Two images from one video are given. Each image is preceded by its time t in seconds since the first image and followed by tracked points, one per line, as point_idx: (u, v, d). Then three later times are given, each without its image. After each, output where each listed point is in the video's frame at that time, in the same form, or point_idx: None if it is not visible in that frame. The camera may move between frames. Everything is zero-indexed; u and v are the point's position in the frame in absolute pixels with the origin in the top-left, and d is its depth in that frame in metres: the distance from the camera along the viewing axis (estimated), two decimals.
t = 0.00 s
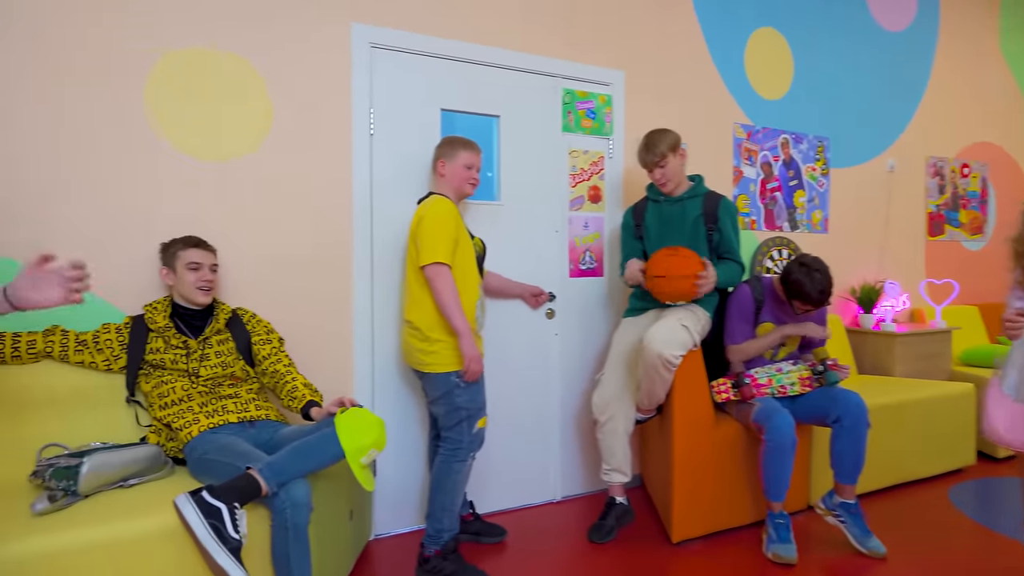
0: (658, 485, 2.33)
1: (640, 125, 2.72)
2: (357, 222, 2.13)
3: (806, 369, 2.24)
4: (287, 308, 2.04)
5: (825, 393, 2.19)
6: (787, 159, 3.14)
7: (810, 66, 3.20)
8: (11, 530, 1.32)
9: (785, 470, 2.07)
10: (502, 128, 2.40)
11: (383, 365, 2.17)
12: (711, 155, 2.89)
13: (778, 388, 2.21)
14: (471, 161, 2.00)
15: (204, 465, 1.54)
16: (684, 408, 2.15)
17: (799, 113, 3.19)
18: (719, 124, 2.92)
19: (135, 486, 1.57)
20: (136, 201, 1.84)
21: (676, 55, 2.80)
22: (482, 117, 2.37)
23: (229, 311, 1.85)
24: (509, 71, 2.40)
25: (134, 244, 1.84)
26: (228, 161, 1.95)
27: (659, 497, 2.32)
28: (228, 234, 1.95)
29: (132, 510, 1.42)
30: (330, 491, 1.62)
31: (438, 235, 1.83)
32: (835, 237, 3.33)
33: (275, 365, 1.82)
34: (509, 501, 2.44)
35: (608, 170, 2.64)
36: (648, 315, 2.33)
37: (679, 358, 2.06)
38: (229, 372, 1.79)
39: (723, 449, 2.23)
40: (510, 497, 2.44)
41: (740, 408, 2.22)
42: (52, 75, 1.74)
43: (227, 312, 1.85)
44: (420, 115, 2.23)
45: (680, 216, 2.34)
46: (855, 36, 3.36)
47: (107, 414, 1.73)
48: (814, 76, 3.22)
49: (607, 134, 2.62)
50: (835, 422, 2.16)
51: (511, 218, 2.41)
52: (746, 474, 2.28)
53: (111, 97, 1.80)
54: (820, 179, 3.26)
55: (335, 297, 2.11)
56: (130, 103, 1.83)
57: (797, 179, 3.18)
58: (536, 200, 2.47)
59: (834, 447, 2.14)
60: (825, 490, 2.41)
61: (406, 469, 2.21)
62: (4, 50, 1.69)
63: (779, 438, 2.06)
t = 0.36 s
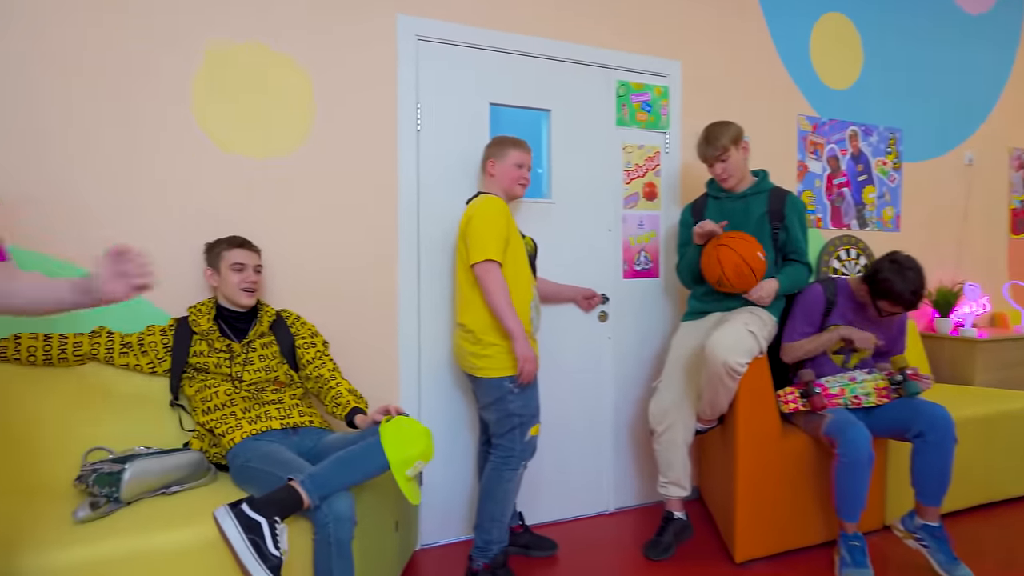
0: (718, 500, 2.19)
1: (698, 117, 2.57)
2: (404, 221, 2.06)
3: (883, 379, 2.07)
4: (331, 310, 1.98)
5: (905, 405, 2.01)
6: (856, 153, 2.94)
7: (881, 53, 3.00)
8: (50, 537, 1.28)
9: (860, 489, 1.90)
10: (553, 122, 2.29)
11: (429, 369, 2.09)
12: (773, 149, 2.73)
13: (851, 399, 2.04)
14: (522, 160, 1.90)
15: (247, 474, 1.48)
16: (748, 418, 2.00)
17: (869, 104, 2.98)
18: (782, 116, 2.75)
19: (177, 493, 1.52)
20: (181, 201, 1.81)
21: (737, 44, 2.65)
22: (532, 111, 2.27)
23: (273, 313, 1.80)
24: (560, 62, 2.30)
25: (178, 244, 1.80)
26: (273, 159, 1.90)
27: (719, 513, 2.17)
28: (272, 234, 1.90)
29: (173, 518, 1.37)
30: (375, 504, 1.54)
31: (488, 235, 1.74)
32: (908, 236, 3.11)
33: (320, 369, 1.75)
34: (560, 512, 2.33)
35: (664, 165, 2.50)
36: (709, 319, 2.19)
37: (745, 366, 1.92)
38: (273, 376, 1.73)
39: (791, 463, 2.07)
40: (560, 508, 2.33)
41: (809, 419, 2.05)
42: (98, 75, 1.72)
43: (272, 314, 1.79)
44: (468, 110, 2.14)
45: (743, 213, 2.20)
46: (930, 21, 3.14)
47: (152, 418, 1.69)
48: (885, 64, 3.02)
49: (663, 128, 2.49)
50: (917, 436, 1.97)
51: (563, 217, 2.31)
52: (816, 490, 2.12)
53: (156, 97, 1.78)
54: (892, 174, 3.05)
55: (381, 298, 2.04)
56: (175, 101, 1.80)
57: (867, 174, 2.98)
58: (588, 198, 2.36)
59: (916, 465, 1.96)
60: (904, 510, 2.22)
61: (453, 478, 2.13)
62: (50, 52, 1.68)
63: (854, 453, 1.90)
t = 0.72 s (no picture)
0: (788, 516, 2.07)
1: (764, 112, 2.45)
2: (460, 222, 2.01)
3: (973, 391, 1.92)
4: (386, 312, 1.94)
5: (999, 419, 1.86)
6: (934, 148, 2.76)
7: (961, 40, 2.81)
8: (110, 540, 1.27)
9: (950, 509, 1.76)
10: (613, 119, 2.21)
11: (485, 374, 2.04)
12: (844, 144, 2.58)
13: (937, 411, 1.91)
14: (590, 156, 1.84)
15: (305, 480, 1.45)
16: (824, 430, 1.88)
17: (948, 95, 2.80)
18: (854, 109, 2.61)
19: (236, 498, 1.50)
20: (239, 202, 1.80)
21: (804, 34, 2.51)
22: (591, 107, 2.19)
23: (329, 316, 1.77)
24: (620, 56, 2.21)
25: (235, 246, 1.79)
26: (329, 159, 1.87)
27: (790, 529, 2.05)
28: (328, 235, 1.87)
29: (232, 524, 1.35)
30: (432, 515, 1.49)
31: (549, 236, 1.67)
32: (990, 235, 2.91)
33: (376, 373, 1.71)
34: (619, 524, 2.24)
35: (729, 162, 2.39)
36: (779, 323, 2.07)
37: (822, 375, 1.80)
38: (329, 381, 1.70)
39: (870, 478, 1.93)
40: (619, 519, 2.24)
41: (891, 432, 1.92)
42: (158, 78, 1.72)
43: (328, 316, 1.76)
44: (525, 107, 2.08)
45: (815, 212, 2.07)
46: (1014, 5, 2.93)
47: (211, 420, 1.67)
48: (966, 52, 2.83)
49: (727, 124, 2.38)
50: (1013, 454, 1.82)
51: (622, 217, 2.22)
52: (897, 508, 1.98)
53: (215, 98, 1.77)
54: (973, 169, 2.86)
55: (437, 300, 1.99)
56: (233, 102, 1.79)
57: (946, 170, 2.80)
58: (648, 196, 2.27)
59: (1012, 485, 1.81)
60: (996, 532, 2.06)
61: (509, 485, 2.06)
62: (111, 56, 1.69)
63: (943, 470, 1.76)
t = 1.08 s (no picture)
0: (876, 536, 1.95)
1: (848, 107, 2.33)
2: (531, 226, 1.98)
3: None
4: (457, 317, 1.93)
5: None
6: None
7: None
8: (196, 540, 1.29)
9: None
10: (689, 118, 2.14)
11: (558, 380, 2.00)
12: (937, 140, 2.43)
13: None
14: (667, 157, 1.78)
15: (383, 487, 1.44)
16: (921, 446, 1.76)
17: None
18: (947, 103, 2.45)
19: (314, 502, 1.51)
20: (314, 207, 1.82)
21: (890, 25, 2.38)
22: (666, 107, 2.13)
23: (403, 321, 1.76)
24: (696, 54, 2.14)
25: (310, 250, 1.81)
26: (400, 163, 1.88)
27: (878, 550, 1.93)
28: (401, 240, 1.88)
29: (313, 528, 1.35)
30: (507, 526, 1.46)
31: (628, 241, 1.62)
32: None
33: (450, 380, 1.70)
34: (693, 537, 2.17)
35: (810, 161, 2.28)
36: (868, 332, 1.95)
37: (920, 389, 1.69)
38: (403, 387, 1.69)
39: (971, 499, 1.80)
40: (694, 533, 2.17)
41: (996, 450, 1.78)
42: (238, 88, 1.76)
43: (401, 322, 1.76)
44: (597, 107, 2.03)
45: (909, 213, 1.96)
46: None
47: (288, 423, 1.69)
48: None
49: (809, 121, 2.27)
50: None
51: (697, 219, 2.15)
52: (1000, 532, 1.84)
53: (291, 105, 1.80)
54: None
55: (508, 304, 1.97)
56: (309, 110, 1.81)
57: None
58: (725, 198, 2.18)
59: None
60: None
61: (581, 494, 2.02)
62: (192, 67, 1.73)
63: None
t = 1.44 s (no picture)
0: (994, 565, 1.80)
1: (958, 101, 2.17)
2: (617, 231, 1.95)
3: None
4: (541, 324, 1.92)
5: None
6: None
7: None
8: (295, 539, 1.34)
9: None
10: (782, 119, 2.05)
11: (643, 387, 1.96)
12: None
13: None
14: (756, 160, 1.70)
15: (471, 494, 1.46)
16: None
17: None
18: None
19: (404, 505, 1.53)
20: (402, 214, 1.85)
21: (1007, 11, 2.21)
22: (757, 107, 2.05)
23: (488, 327, 1.77)
24: (790, 50, 2.05)
25: (398, 257, 1.85)
26: (486, 170, 1.88)
27: None
28: (486, 246, 1.89)
29: (405, 532, 1.37)
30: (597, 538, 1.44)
31: (719, 247, 1.57)
32: None
33: (536, 388, 1.70)
34: (786, 555, 2.07)
35: (915, 160, 2.14)
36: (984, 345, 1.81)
37: None
38: (489, 393, 1.70)
39: None
40: (786, 551, 2.07)
41: None
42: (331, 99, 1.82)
43: (486, 328, 1.77)
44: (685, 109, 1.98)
45: None
46: None
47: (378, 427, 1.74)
48: None
49: (914, 117, 2.13)
50: None
51: (791, 223, 2.06)
52: None
53: (381, 115, 1.84)
54: None
55: (593, 311, 1.94)
56: (398, 119, 1.85)
57: None
58: (820, 200, 2.08)
59: None
60: None
61: (667, 505, 1.97)
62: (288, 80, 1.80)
63: None
